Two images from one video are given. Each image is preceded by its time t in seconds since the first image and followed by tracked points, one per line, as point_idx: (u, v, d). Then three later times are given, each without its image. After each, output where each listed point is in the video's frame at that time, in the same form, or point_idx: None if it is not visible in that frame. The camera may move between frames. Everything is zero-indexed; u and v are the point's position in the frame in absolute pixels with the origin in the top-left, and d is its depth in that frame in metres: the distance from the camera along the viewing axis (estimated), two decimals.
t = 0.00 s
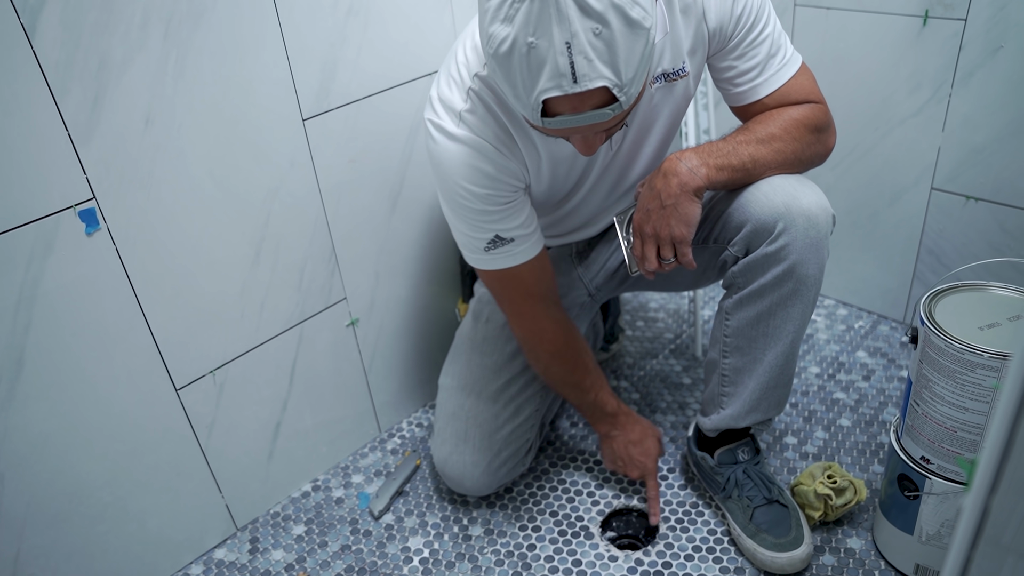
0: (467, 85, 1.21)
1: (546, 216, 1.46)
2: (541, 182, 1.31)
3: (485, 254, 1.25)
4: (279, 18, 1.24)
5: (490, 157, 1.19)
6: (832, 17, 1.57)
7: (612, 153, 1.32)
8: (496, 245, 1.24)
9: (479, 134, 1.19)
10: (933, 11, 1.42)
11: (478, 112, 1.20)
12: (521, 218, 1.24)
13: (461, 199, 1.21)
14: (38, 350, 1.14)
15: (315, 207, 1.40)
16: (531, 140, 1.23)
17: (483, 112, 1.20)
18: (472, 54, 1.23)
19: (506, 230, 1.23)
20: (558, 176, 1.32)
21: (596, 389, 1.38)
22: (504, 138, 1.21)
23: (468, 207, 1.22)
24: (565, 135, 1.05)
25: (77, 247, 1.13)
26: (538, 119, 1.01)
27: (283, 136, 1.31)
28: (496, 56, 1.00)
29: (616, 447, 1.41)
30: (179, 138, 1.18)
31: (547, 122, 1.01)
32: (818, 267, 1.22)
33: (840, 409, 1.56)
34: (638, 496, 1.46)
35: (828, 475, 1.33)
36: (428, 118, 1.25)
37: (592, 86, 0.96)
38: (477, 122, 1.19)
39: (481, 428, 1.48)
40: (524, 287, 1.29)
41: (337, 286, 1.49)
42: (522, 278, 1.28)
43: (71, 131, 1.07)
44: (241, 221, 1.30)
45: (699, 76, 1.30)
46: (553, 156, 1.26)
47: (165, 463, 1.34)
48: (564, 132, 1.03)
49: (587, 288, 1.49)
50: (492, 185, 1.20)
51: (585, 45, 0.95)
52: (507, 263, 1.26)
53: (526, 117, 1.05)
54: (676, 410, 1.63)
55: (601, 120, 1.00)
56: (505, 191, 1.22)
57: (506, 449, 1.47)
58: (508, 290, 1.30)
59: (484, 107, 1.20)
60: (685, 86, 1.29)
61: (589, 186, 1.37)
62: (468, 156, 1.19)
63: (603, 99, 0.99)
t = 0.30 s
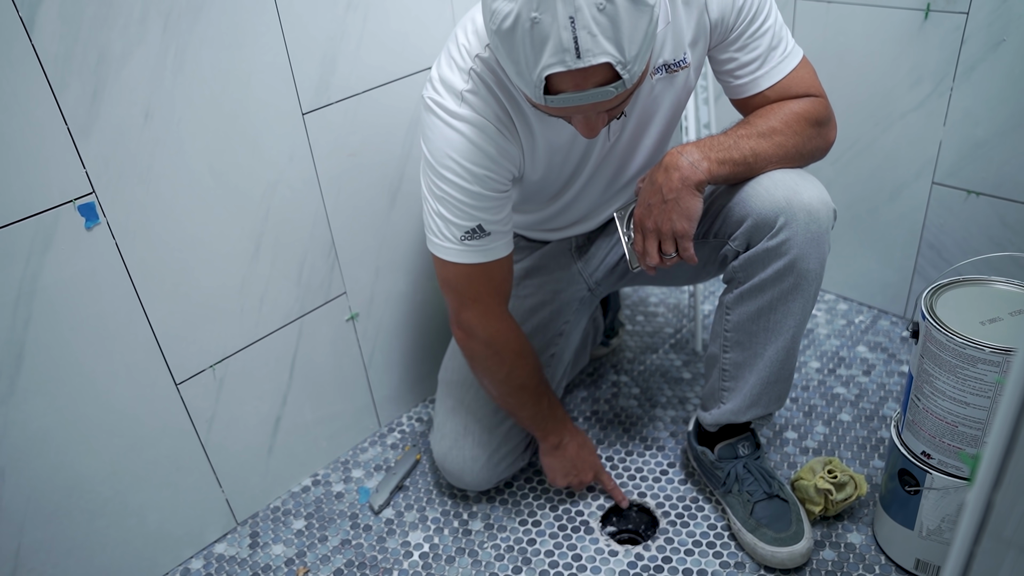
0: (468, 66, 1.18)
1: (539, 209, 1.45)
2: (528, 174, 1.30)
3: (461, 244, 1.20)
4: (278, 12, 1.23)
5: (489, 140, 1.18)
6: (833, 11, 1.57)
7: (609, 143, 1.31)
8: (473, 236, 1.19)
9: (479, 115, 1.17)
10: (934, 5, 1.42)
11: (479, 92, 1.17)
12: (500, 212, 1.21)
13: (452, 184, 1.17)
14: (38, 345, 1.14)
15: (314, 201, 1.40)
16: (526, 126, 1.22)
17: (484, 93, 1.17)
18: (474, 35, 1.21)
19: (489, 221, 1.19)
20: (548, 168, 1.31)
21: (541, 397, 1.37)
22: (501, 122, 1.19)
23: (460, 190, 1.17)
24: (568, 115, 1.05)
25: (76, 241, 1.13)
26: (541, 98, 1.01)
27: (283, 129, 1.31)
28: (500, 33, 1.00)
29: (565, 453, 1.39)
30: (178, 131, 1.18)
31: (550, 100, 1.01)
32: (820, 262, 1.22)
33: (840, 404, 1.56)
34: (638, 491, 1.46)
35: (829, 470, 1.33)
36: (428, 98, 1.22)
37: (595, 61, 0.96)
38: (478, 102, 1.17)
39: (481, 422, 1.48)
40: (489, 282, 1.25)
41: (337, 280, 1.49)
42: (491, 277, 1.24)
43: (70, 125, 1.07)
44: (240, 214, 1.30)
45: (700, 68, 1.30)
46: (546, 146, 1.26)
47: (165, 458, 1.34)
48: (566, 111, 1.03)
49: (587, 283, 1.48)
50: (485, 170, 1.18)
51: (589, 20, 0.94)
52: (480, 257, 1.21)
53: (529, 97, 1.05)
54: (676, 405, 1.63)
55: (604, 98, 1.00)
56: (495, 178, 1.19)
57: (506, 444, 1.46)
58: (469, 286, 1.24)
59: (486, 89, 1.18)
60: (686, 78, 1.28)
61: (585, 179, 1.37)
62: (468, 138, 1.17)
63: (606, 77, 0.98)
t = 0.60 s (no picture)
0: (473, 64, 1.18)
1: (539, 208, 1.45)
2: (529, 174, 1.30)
3: (461, 243, 1.18)
4: (279, 9, 1.23)
5: (492, 139, 1.17)
6: (835, 9, 1.57)
7: (611, 141, 1.32)
8: (472, 235, 1.18)
9: (483, 114, 1.17)
10: (936, 2, 1.42)
11: (483, 91, 1.17)
12: (499, 211, 1.21)
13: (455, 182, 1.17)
14: (39, 343, 1.14)
15: (315, 199, 1.39)
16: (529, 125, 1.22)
17: (488, 92, 1.17)
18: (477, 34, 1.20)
19: (491, 221, 1.19)
20: (548, 167, 1.31)
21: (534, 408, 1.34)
22: (504, 121, 1.19)
23: (464, 189, 1.17)
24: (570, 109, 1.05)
25: (77, 239, 1.13)
26: (543, 91, 1.01)
27: (283, 128, 1.30)
28: (502, 27, 1.00)
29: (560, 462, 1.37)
30: (178, 129, 1.18)
31: (552, 94, 1.01)
32: (821, 260, 1.22)
33: (841, 402, 1.56)
34: (639, 489, 1.46)
35: (830, 468, 1.33)
36: (431, 96, 1.21)
37: (597, 54, 0.96)
38: (482, 101, 1.17)
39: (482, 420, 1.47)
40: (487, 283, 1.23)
41: (338, 278, 1.49)
42: (488, 276, 1.22)
43: (71, 123, 1.07)
44: (240, 212, 1.30)
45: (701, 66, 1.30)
46: (548, 145, 1.26)
47: (166, 456, 1.34)
48: (568, 105, 1.03)
49: (587, 281, 1.48)
50: (488, 168, 1.17)
51: (591, 13, 0.94)
52: (481, 258, 1.20)
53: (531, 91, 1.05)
54: (677, 403, 1.62)
55: (605, 92, 1.00)
56: (498, 177, 1.19)
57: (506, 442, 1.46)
58: (467, 285, 1.22)
59: (490, 87, 1.17)
60: (687, 75, 1.28)
61: (586, 177, 1.37)
62: (471, 136, 1.16)
63: (608, 70, 0.98)
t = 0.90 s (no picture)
0: (477, 64, 1.18)
1: (540, 208, 1.45)
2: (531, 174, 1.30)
3: (462, 245, 1.18)
4: (280, 9, 1.23)
5: (495, 139, 1.18)
6: (836, 8, 1.56)
7: (613, 140, 1.32)
8: (474, 236, 1.18)
9: (486, 113, 1.17)
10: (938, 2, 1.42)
11: (487, 90, 1.17)
12: (502, 213, 1.20)
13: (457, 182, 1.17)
14: (40, 342, 1.14)
15: (316, 198, 1.39)
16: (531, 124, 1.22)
17: (491, 91, 1.17)
18: (480, 33, 1.20)
19: (492, 222, 1.18)
20: (550, 167, 1.31)
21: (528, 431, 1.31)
22: (508, 121, 1.19)
23: (467, 189, 1.16)
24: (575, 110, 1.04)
25: (78, 238, 1.13)
26: (549, 92, 1.01)
27: (284, 128, 1.30)
28: (508, 27, 1.00)
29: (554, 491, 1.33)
30: (180, 129, 1.18)
31: (558, 96, 1.01)
32: (822, 259, 1.21)
33: (843, 402, 1.56)
34: (640, 489, 1.46)
35: (831, 468, 1.33)
36: (433, 95, 1.22)
37: (604, 56, 0.96)
38: (487, 101, 1.17)
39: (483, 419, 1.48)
40: (487, 288, 1.22)
41: (340, 277, 1.49)
42: (488, 281, 1.22)
43: (72, 123, 1.07)
44: (242, 211, 1.30)
45: (702, 65, 1.30)
46: (551, 145, 1.26)
47: (168, 455, 1.34)
48: (574, 107, 1.03)
49: (589, 280, 1.48)
50: (492, 168, 1.17)
51: (598, 15, 0.94)
52: (483, 259, 1.20)
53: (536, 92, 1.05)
54: (679, 402, 1.62)
55: (612, 93, 1.00)
56: (500, 177, 1.19)
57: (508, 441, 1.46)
58: (469, 287, 1.21)
59: (494, 87, 1.18)
60: (688, 75, 1.29)
61: (587, 177, 1.37)
62: (474, 135, 1.17)
63: (615, 71, 0.98)
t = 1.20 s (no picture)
0: (470, 54, 1.19)
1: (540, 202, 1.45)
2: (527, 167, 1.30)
3: (452, 234, 1.20)
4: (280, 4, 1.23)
5: (487, 130, 1.18)
6: (836, 5, 1.56)
7: (609, 135, 1.31)
8: (464, 226, 1.19)
9: (478, 104, 1.17)
10: None
11: (479, 80, 1.18)
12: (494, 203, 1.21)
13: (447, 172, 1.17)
14: (39, 338, 1.14)
15: (315, 194, 1.39)
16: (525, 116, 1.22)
17: (483, 81, 1.18)
18: (476, 24, 1.21)
19: (483, 212, 1.19)
20: (546, 160, 1.31)
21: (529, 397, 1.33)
22: (501, 112, 1.19)
23: (459, 180, 1.17)
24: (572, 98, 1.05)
25: (77, 235, 1.13)
26: (546, 79, 1.01)
27: (284, 124, 1.30)
28: (506, 13, 1.00)
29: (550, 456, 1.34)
30: (180, 125, 1.18)
31: (555, 82, 1.01)
32: (821, 257, 1.21)
33: (842, 399, 1.56)
34: (640, 485, 1.46)
35: (830, 465, 1.33)
36: (427, 86, 1.22)
37: (601, 41, 0.96)
38: (479, 91, 1.18)
39: (483, 416, 1.48)
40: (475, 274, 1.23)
41: (339, 274, 1.49)
42: (482, 270, 1.24)
43: (72, 119, 1.07)
44: (242, 207, 1.30)
45: (702, 62, 1.30)
46: (547, 138, 1.26)
47: (167, 452, 1.34)
48: (571, 94, 1.03)
49: (588, 277, 1.48)
50: (483, 159, 1.18)
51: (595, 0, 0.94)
52: (472, 248, 1.21)
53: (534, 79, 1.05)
54: (678, 399, 1.62)
55: (609, 80, 1.00)
56: (493, 168, 1.19)
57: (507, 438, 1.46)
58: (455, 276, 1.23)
59: (486, 77, 1.18)
60: (689, 70, 1.28)
61: (584, 173, 1.36)
62: (465, 125, 1.17)
63: (612, 57, 0.98)
